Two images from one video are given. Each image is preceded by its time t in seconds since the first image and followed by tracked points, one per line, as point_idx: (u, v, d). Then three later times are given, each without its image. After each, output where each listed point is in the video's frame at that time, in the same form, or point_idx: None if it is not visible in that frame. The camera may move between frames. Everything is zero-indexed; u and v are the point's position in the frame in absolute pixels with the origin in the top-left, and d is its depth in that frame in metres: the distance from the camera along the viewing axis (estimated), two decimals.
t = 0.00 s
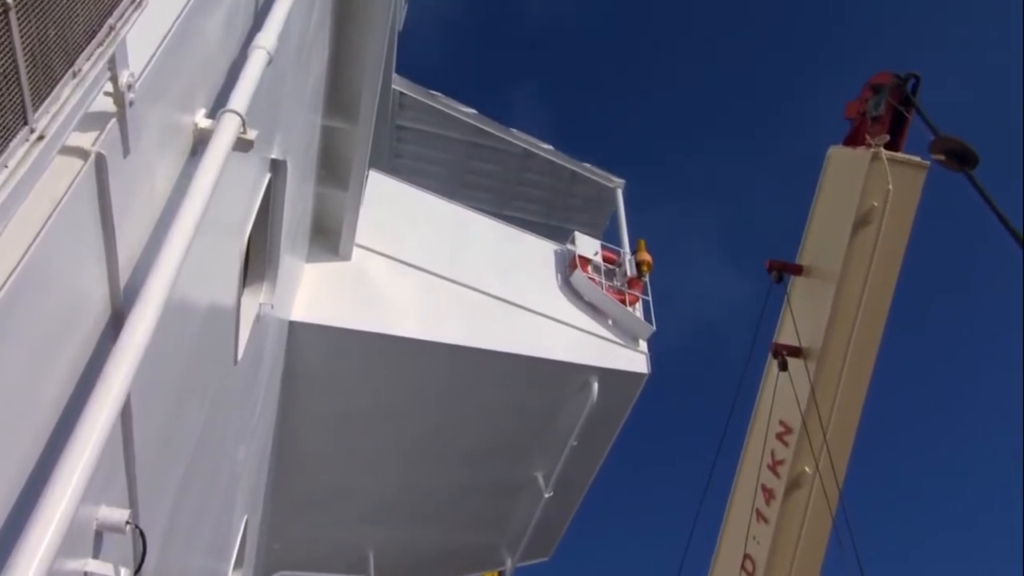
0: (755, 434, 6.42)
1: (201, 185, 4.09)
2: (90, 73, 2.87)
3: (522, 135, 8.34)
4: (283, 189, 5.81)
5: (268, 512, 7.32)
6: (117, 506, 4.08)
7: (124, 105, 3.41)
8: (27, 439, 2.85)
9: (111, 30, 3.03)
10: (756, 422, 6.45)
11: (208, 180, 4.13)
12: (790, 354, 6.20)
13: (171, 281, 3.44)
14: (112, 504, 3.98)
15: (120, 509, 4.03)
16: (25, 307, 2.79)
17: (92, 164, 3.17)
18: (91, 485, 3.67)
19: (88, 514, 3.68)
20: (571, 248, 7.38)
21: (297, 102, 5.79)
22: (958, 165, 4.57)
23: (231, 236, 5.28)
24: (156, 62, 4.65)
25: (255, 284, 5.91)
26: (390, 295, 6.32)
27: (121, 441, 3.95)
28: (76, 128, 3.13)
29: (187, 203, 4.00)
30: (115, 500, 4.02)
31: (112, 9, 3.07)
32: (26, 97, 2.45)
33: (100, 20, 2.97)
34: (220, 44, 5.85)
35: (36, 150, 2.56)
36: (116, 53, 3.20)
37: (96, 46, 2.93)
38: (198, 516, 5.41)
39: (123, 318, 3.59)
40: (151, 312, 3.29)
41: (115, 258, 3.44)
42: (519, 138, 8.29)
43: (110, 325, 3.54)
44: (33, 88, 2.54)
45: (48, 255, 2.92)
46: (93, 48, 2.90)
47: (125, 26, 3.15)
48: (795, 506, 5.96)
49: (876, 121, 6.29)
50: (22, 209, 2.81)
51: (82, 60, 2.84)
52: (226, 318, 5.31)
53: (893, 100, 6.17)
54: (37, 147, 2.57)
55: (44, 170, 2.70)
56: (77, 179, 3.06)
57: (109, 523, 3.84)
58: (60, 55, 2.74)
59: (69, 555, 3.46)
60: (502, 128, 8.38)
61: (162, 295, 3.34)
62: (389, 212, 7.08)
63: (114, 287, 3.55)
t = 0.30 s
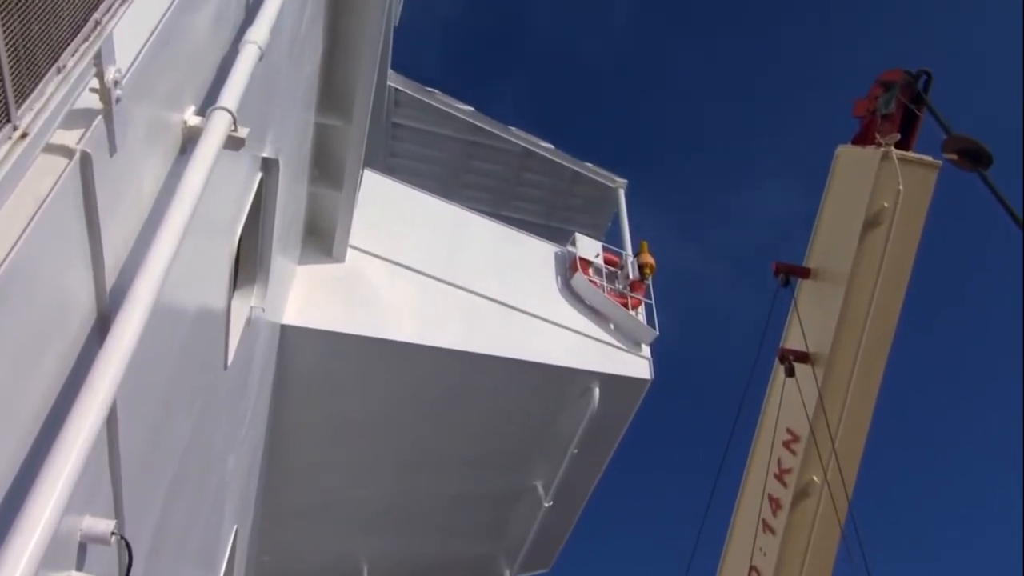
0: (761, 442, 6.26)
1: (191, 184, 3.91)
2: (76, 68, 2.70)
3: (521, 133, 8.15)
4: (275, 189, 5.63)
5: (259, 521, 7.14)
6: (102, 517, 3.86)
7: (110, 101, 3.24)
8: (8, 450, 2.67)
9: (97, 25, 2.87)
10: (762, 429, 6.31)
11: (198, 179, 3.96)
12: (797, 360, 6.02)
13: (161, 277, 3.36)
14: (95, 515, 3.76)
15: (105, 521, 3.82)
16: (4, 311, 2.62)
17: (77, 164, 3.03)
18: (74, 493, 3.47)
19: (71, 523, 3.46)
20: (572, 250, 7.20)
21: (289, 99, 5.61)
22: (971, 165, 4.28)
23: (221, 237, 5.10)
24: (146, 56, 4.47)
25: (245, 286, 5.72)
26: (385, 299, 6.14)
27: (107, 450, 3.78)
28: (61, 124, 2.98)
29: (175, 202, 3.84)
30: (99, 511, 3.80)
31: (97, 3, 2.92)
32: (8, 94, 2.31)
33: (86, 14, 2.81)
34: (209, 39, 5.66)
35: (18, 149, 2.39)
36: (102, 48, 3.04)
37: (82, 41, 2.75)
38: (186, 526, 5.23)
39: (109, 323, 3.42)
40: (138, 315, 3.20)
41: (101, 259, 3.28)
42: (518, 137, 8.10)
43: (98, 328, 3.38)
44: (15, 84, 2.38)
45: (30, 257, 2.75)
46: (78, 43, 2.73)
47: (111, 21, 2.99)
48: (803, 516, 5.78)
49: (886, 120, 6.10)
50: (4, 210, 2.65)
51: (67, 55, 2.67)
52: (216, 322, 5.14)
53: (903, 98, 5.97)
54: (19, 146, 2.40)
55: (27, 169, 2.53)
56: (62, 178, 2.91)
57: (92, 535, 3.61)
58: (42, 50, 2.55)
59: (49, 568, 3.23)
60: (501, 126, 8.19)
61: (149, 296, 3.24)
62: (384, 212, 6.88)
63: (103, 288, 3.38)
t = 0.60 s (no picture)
0: (768, 449, 6.09)
1: (181, 183, 3.78)
2: (62, 64, 2.57)
3: (521, 131, 7.99)
4: (268, 188, 5.46)
5: (252, 530, 6.97)
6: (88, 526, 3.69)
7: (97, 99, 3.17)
8: None
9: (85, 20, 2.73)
10: (769, 436, 6.14)
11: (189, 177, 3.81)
12: (805, 364, 5.86)
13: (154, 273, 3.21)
14: (82, 524, 3.60)
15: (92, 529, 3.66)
16: None
17: (64, 161, 2.94)
18: (60, 502, 3.30)
19: (57, 533, 3.28)
20: (573, 251, 7.03)
21: (282, 96, 5.44)
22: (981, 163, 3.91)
23: (212, 238, 4.94)
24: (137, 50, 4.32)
25: (238, 289, 5.56)
26: (382, 301, 5.98)
27: (96, 463, 3.64)
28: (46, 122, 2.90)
29: (164, 202, 3.69)
30: (86, 519, 3.64)
31: None
32: None
33: (73, 8, 2.69)
34: (199, 33, 5.49)
35: None
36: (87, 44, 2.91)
37: (69, 36, 2.63)
38: (176, 536, 5.07)
39: (95, 327, 3.32)
40: (127, 317, 3.05)
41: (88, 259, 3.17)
42: (517, 135, 7.94)
43: (82, 333, 3.25)
44: None
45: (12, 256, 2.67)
46: (64, 40, 2.61)
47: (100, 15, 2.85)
48: (811, 525, 5.62)
49: (897, 117, 5.93)
50: None
51: (54, 51, 2.55)
52: (208, 325, 4.98)
53: (915, 94, 5.78)
54: None
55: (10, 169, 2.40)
56: (47, 177, 2.81)
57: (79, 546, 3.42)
58: (24, 46, 2.46)
59: None
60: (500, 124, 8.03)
61: (139, 298, 3.09)
62: (381, 212, 6.72)
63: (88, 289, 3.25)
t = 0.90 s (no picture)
0: (776, 458, 5.89)
1: (168, 182, 3.61)
2: (44, 58, 2.49)
3: (520, 128, 7.83)
4: (259, 187, 5.28)
5: (242, 539, 6.76)
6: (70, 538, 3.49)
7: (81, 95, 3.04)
8: None
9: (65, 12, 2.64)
10: (777, 443, 5.94)
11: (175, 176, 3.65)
12: (814, 369, 5.66)
13: (141, 273, 3.19)
14: (64, 534, 3.41)
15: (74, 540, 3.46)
16: None
17: (47, 159, 2.82)
18: (41, 512, 3.11)
19: (37, 545, 3.09)
20: (574, 252, 6.83)
21: (274, 91, 5.25)
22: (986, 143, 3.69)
23: (200, 238, 4.75)
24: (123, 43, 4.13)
25: (227, 290, 5.37)
26: (377, 304, 5.79)
27: (77, 477, 3.47)
28: (28, 118, 2.77)
29: (150, 201, 3.52)
30: (68, 529, 3.45)
31: None
32: None
33: None
34: (187, 25, 5.27)
35: None
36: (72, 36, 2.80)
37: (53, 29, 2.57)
38: (163, 547, 4.89)
39: (80, 329, 3.20)
40: (112, 318, 3.02)
41: (69, 259, 3.05)
42: (516, 132, 7.78)
43: (65, 334, 3.13)
44: None
45: None
46: (46, 31, 2.51)
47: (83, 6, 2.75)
48: (821, 536, 5.43)
49: (910, 114, 5.75)
50: None
51: (35, 44, 2.48)
52: (196, 328, 4.80)
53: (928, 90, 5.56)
54: None
55: None
56: (28, 177, 2.70)
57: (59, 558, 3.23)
58: (4, 39, 2.42)
59: None
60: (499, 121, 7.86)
61: (125, 298, 3.07)
62: (376, 211, 6.52)
63: (69, 290, 3.11)
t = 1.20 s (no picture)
0: (784, 465, 5.72)
1: (160, 181, 3.48)
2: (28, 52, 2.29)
3: (520, 125, 7.71)
4: (252, 186, 5.13)
5: (234, 547, 6.59)
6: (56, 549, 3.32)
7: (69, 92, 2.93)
8: None
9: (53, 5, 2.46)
10: (784, 450, 5.77)
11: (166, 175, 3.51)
12: (823, 374, 5.50)
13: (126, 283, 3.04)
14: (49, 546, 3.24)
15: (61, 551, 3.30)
16: None
17: (33, 157, 2.71)
18: (25, 522, 2.95)
19: (22, 556, 2.93)
20: (576, 253, 6.67)
21: (266, 87, 5.09)
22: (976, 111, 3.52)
23: (191, 239, 4.59)
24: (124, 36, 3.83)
25: (219, 292, 5.22)
26: (374, 307, 5.64)
27: (65, 491, 3.33)
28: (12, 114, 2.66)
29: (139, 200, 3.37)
30: (54, 540, 3.28)
31: None
32: None
33: None
34: (178, 17, 5.08)
35: None
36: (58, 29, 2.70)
37: (38, 23, 2.40)
38: (153, 557, 4.73)
39: (67, 333, 3.05)
40: (100, 322, 2.86)
41: (58, 263, 2.92)
42: (516, 128, 7.65)
43: (51, 338, 2.98)
44: None
45: None
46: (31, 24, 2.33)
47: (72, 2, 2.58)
48: (830, 546, 5.27)
49: (921, 111, 5.57)
50: None
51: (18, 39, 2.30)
52: (186, 331, 4.65)
53: (940, 86, 5.40)
54: None
55: None
56: (15, 174, 2.60)
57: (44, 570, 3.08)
58: None
59: None
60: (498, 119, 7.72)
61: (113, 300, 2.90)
62: (372, 210, 6.36)
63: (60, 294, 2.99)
